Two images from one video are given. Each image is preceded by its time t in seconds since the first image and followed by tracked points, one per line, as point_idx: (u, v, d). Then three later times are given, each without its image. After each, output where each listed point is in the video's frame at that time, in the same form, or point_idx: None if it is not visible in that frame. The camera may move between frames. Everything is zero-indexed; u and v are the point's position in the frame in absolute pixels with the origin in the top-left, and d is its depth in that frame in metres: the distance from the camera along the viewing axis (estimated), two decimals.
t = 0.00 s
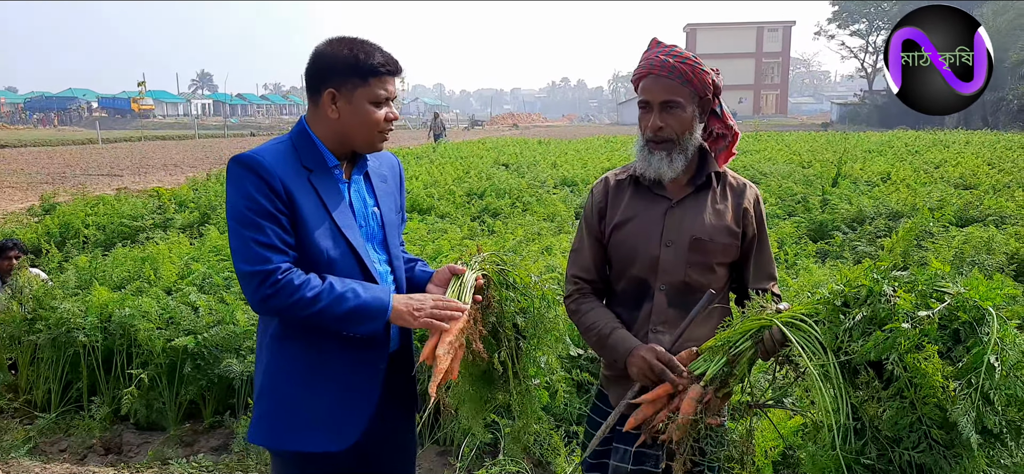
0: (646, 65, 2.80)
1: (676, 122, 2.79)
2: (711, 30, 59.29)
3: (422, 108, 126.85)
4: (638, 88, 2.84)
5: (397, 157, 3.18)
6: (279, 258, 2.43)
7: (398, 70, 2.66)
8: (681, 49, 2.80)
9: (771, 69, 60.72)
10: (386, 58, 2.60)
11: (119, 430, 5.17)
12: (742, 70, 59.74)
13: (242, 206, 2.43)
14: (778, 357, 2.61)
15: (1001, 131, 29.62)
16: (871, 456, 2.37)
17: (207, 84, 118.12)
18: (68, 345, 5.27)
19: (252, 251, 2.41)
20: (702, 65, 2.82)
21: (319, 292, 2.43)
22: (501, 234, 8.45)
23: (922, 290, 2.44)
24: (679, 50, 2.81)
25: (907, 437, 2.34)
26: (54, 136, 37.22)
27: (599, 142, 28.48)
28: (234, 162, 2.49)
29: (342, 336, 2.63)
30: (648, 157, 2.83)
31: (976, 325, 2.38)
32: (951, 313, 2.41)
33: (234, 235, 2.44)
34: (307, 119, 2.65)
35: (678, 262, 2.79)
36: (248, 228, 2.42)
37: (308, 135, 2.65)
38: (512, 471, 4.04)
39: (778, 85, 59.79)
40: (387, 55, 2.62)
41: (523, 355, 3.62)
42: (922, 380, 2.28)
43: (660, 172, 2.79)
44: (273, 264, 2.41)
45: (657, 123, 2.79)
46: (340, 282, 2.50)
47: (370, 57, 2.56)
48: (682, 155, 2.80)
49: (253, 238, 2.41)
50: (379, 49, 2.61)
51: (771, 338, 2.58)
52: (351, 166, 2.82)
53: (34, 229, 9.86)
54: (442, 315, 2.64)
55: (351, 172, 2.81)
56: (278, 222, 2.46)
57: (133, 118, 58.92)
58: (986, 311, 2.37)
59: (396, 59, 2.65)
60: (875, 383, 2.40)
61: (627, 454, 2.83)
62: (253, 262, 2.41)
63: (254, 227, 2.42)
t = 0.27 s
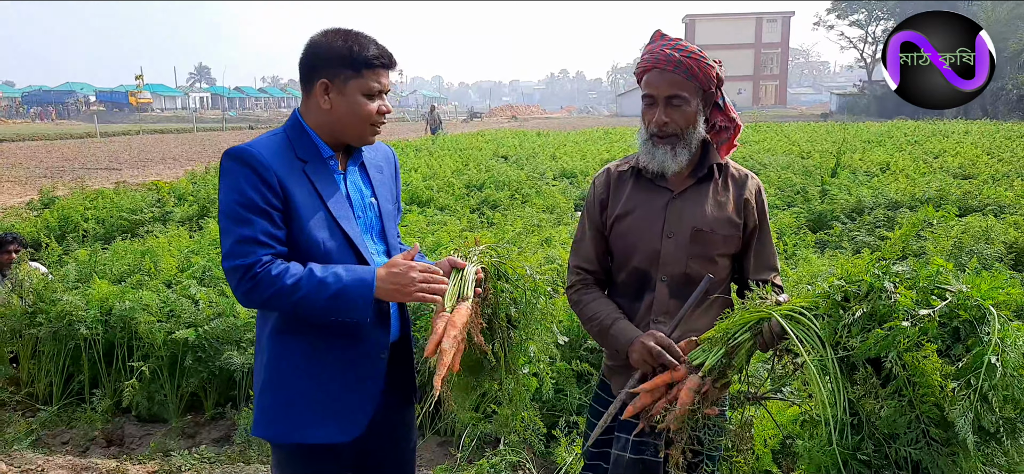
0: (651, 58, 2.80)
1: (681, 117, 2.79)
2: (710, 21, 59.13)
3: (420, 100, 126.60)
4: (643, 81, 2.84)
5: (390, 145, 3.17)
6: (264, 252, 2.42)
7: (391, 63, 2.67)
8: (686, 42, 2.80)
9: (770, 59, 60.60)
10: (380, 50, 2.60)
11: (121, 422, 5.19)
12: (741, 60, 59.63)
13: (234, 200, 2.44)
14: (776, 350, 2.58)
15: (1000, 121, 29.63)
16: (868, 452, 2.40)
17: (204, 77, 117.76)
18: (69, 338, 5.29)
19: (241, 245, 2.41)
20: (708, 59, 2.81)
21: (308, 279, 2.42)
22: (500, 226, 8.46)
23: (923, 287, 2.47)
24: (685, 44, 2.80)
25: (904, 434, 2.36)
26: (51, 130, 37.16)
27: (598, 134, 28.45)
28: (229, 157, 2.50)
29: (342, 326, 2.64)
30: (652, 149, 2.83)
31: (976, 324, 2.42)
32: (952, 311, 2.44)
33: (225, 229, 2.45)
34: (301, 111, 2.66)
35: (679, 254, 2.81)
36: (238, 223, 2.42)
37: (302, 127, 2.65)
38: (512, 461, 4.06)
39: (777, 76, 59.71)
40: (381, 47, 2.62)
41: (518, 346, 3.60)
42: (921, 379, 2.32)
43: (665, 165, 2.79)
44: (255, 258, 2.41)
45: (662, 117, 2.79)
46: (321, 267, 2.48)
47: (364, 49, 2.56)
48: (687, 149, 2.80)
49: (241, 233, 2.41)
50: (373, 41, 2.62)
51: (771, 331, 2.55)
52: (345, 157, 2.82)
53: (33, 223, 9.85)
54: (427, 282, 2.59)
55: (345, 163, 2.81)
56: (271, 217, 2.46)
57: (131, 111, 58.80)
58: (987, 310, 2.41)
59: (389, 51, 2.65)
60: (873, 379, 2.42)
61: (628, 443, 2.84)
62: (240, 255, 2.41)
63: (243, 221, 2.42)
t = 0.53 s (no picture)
0: (662, 81, 2.71)
1: (695, 131, 2.78)
2: (712, 17, 59.01)
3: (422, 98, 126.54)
4: (651, 100, 2.79)
5: (390, 143, 3.18)
6: (256, 249, 2.42)
7: (392, 61, 2.67)
8: (696, 58, 2.72)
9: (772, 55, 60.48)
10: (381, 48, 2.61)
11: (125, 419, 5.21)
12: (743, 56, 59.51)
13: (233, 198, 2.45)
14: (781, 343, 2.64)
15: (1003, 116, 29.57)
16: (872, 443, 2.40)
17: (206, 75, 117.80)
18: (73, 336, 5.31)
19: (236, 243, 2.42)
20: (716, 70, 2.76)
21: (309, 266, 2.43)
22: (503, 223, 8.47)
23: (929, 280, 2.44)
24: (693, 59, 2.72)
25: (909, 425, 2.35)
26: (53, 129, 37.20)
27: (600, 130, 28.45)
28: (228, 154, 2.51)
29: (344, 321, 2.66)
30: (664, 160, 2.81)
31: (983, 317, 2.37)
32: (958, 303, 2.39)
33: (221, 228, 2.46)
34: (301, 108, 2.67)
35: (683, 250, 2.81)
36: (234, 221, 2.44)
37: (302, 124, 2.66)
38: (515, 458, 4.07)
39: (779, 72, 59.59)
40: (382, 45, 2.62)
41: (517, 342, 3.60)
42: (927, 369, 2.30)
43: (680, 175, 2.80)
44: (247, 255, 2.41)
45: (678, 135, 2.77)
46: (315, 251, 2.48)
47: (365, 46, 2.56)
48: (699, 157, 2.81)
49: (236, 231, 2.42)
50: (375, 39, 2.62)
51: (776, 323, 2.60)
52: (347, 154, 2.83)
53: (37, 222, 9.87)
54: (415, 250, 2.53)
55: (346, 160, 2.81)
56: (269, 213, 2.47)
57: (133, 110, 58.85)
58: (994, 304, 2.36)
59: (390, 49, 2.65)
60: (878, 370, 2.42)
61: (631, 440, 2.84)
62: (233, 253, 2.42)
63: (239, 219, 2.44)
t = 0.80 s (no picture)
0: (664, 83, 2.71)
1: (698, 134, 2.81)
2: (715, 18, 59.03)
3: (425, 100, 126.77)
4: (653, 102, 2.80)
5: (398, 147, 3.22)
6: (272, 250, 2.46)
7: (402, 66, 2.72)
8: (695, 61, 2.72)
9: (775, 56, 60.48)
10: (391, 53, 2.65)
11: (134, 421, 5.26)
12: (746, 57, 59.51)
13: (245, 199, 2.49)
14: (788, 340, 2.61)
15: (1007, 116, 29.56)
16: (878, 437, 2.42)
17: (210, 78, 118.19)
18: (83, 338, 5.36)
19: (251, 243, 2.47)
20: (715, 70, 2.76)
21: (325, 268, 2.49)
22: (507, 224, 8.51)
23: (939, 281, 2.51)
24: (694, 62, 2.73)
25: (914, 419, 2.37)
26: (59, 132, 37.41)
27: (603, 132, 28.51)
28: (239, 156, 2.55)
29: (346, 322, 2.69)
30: (667, 163, 2.85)
31: (990, 318, 2.47)
32: (968, 304, 2.48)
33: (236, 228, 2.51)
34: (312, 111, 2.71)
35: (685, 251, 2.85)
36: (248, 221, 2.49)
37: (311, 127, 2.69)
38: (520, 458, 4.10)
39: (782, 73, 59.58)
40: (392, 51, 2.67)
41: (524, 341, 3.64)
42: (932, 363, 2.28)
43: (682, 177, 2.84)
44: (265, 256, 2.46)
45: (680, 138, 2.79)
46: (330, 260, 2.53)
47: (375, 52, 2.61)
48: (702, 161, 2.84)
49: (251, 231, 2.47)
50: (385, 44, 2.67)
51: (783, 318, 2.59)
52: (355, 158, 2.87)
53: (45, 225, 9.95)
54: (433, 269, 2.62)
55: (355, 164, 2.86)
56: (280, 215, 2.51)
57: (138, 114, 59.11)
58: (1003, 306, 2.46)
59: (400, 54, 2.70)
60: (884, 365, 2.43)
61: (637, 440, 2.87)
62: (250, 254, 2.47)
63: (253, 220, 2.48)
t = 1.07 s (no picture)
0: (653, 91, 2.71)
1: (694, 138, 2.78)
2: (718, 21, 59.00)
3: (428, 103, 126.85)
4: (646, 108, 2.78)
5: (403, 151, 3.19)
6: (306, 244, 2.48)
7: (407, 68, 2.69)
8: (687, 66, 2.70)
9: (779, 59, 60.37)
10: (396, 56, 2.63)
11: (135, 425, 5.25)
12: (750, 60, 59.42)
13: (262, 197, 2.48)
14: (783, 339, 2.59)
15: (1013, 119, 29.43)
16: (863, 425, 2.41)
17: (213, 81, 118.45)
18: (84, 342, 5.35)
19: (279, 238, 2.47)
20: (708, 74, 2.74)
21: (347, 274, 2.49)
22: (510, 228, 8.48)
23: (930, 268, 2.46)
24: (685, 68, 2.71)
25: (899, 404, 2.34)
26: (63, 136, 37.47)
27: (606, 135, 28.45)
28: (250, 157, 2.53)
29: (360, 323, 2.68)
30: (668, 170, 2.84)
31: (980, 301, 2.38)
32: (956, 290, 2.40)
33: (257, 225, 2.50)
34: (317, 114, 2.68)
35: (688, 254, 2.82)
36: (269, 217, 2.48)
37: (318, 129, 2.67)
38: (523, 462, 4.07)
39: (786, 75, 59.51)
40: (396, 54, 2.64)
41: (530, 341, 3.63)
42: (916, 346, 2.28)
43: (683, 182, 2.82)
44: (294, 252, 2.45)
45: (677, 144, 2.77)
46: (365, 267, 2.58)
47: (379, 55, 2.59)
48: (702, 164, 2.81)
49: (275, 225, 2.47)
50: (388, 47, 2.64)
51: (779, 315, 2.57)
52: (362, 162, 2.85)
53: (48, 229, 9.95)
54: (462, 288, 2.84)
55: (361, 167, 2.84)
56: (298, 213, 2.50)
57: (142, 117, 59.24)
58: (992, 289, 2.37)
59: (404, 58, 2.67)
60: (871, 352, 2.41)
61: (641, 444, 2.85)
62: (280, 247, 2.47)
63: (275, 216, 2.48)
